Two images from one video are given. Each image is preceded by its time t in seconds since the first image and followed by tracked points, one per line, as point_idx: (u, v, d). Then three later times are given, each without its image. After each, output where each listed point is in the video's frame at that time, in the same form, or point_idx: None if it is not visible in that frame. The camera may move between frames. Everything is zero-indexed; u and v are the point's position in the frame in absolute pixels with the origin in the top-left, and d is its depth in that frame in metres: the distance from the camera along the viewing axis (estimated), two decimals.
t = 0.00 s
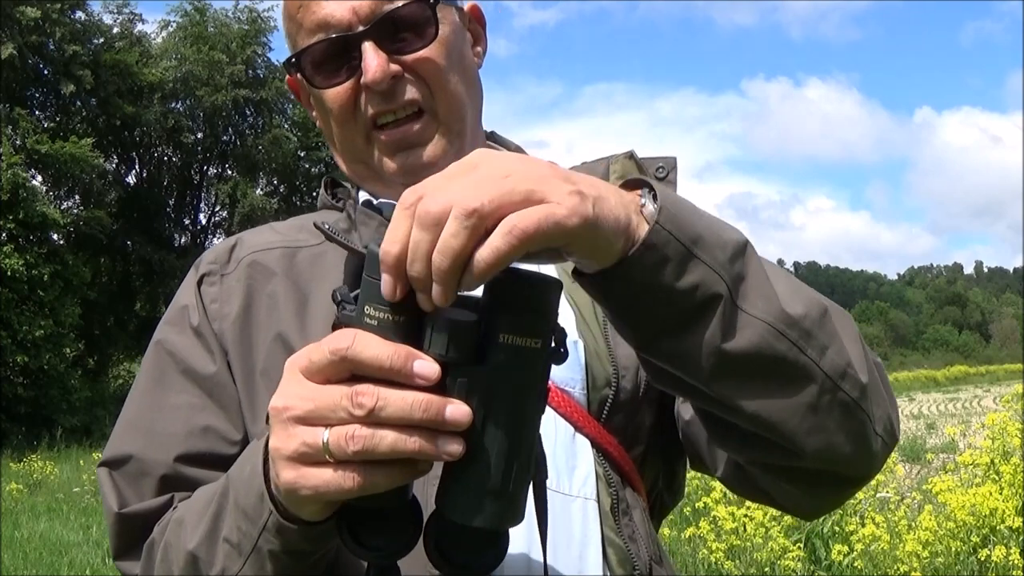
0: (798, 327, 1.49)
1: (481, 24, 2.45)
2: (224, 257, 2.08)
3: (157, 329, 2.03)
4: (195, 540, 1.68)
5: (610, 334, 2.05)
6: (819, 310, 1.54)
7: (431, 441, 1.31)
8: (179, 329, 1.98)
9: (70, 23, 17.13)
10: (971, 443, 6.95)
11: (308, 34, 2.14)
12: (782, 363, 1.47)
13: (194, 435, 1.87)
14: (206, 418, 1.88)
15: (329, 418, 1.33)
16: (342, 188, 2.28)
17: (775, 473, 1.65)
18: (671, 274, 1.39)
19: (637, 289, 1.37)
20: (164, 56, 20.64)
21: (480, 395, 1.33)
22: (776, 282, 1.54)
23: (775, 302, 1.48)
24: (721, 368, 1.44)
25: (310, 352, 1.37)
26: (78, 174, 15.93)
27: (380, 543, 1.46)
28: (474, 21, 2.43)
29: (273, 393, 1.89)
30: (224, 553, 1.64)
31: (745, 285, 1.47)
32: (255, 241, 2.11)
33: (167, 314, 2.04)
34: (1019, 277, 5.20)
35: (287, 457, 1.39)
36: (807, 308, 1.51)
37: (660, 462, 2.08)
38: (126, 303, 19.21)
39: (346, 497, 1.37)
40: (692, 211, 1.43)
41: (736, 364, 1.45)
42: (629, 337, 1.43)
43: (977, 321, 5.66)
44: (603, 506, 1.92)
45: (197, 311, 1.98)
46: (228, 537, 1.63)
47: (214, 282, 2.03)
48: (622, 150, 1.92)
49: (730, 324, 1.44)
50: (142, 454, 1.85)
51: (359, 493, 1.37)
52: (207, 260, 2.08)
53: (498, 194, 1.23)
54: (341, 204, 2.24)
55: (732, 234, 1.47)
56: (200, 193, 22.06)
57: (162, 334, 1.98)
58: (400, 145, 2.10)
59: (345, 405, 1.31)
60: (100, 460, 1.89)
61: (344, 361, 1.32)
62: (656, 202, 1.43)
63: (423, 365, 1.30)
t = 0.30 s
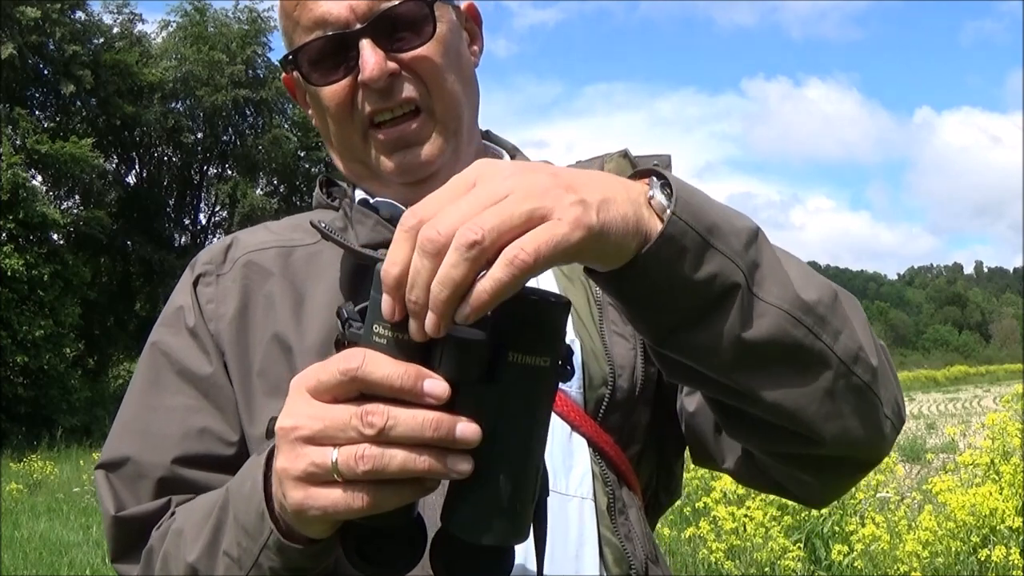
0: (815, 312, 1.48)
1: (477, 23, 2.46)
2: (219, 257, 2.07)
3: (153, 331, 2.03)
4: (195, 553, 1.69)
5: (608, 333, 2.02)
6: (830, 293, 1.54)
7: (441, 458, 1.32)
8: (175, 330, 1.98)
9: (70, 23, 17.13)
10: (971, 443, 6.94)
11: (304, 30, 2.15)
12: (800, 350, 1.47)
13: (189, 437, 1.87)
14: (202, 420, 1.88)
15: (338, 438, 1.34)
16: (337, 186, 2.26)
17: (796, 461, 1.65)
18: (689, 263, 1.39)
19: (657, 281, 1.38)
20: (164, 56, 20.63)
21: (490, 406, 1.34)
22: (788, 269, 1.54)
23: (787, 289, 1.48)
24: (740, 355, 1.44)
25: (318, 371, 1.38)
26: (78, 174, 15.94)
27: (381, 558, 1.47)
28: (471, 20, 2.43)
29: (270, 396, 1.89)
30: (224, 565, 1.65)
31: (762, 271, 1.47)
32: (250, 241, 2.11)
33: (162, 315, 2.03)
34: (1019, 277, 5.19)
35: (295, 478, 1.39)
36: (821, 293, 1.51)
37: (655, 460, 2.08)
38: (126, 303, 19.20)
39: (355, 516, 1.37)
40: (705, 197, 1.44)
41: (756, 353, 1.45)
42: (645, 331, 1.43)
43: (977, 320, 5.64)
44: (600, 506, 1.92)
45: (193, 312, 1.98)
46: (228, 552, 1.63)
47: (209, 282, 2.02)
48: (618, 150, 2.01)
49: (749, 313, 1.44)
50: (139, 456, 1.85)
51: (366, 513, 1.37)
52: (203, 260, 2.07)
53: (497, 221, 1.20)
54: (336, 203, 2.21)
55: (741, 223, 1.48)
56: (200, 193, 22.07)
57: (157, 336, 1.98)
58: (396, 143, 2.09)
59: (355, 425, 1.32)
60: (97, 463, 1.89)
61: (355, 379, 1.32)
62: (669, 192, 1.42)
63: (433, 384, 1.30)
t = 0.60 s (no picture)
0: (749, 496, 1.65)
1: (480, 27, 2.46)
2: (216, 258, 2.07)
3: (150, 335, 2.03)
4: (183, 554, 1.70)
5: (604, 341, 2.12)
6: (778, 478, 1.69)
7: (388, 412, 1.33)
8: (170, 334, 1.98)
9: (70, 23, 17.13)
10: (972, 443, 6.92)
11: (309, 23, 2.15)
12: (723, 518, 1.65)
13: (185, 441, 1.87)
14: (199, 424, 1.88)
15: (289, 410, 1.38)
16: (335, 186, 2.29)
17: None
18: (654, 436, 1.56)
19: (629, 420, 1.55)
20: (164, 56, 20.61)
21: (436, 361, 1.37)
22: (751, 437, 1.70)
23: (738, 468, 1.64)
24: (671, 516, 1.64)
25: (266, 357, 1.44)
26: (79, 174, 15.95)
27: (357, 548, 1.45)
28: (474, 24, 2.44)
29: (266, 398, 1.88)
30: (211, 565, 1.66)
31: (720, 453, 1.63)
32: (247, 243, 2.11)
33: (159, 318, 2.04)
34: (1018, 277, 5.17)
35: (256, 462, 1.43)
36: (764, 479, 1.67)
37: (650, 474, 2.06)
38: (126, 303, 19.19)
39: (315, 488, 1.39)
40: (693, 371, 1.58)
41: (687, 522, 1.65)
42: (608, 463, 1.62)
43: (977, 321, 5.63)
44: (595, 509, 1.93)
45: (188, 315, 1.98)
46: (213, 552, 1.64)
47: (206, 283, 2.02)
48: (626, 154, 2.14)
49: (691, 489, 1.62)
50: (137, 460, 1.86)
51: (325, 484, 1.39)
52: (199, 262, 2.07)
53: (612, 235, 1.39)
54: (334, 203, 2.25)
55: (722, 402, 1.62)
56: (200, 193, 22.07)
57: (154, 340, 1.99)
58: (396, 135, 2.06)
59: (302, 390, 1.36)
60: (95, 468, 1.90)
61: (296, 346, 1.38)
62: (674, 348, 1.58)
63: (372, 337, 1.36)
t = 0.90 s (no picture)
0: (733, 559, 1.70)
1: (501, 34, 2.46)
2: (220, 254, 2.07)
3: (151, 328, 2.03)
4: (181, 536, 1.68)
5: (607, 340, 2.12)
6: (764, 538, 1.74)
7: (394, 350, 1.34)
8: (172, 327, 1.98)
9: (70, 23, 17.14)
10: (971, 443, 6.94)
11: (340, 12, 2.12)
12: None
13: (188, 435, 1.87)
14: (202, 418, 1.88)
15: (297, 359, 1.40)
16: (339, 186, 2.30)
17: None
18: (647, 513, 1.57)
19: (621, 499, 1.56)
20: (164, 56, 20.61)
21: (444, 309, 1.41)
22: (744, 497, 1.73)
23: (729, 538, 1.68)
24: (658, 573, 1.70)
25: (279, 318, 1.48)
26: (78, 174, 15.94)
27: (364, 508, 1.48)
28: (497, 33, 2.44)
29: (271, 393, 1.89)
30: (209, 547, 1.65)
31: (712, 527, 1.67)
32: (251, 239, 2.11)
33: (161, 313, 2.04)
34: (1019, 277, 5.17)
35: (264, 419, 1.43)
36: (751, 543, 1.71)
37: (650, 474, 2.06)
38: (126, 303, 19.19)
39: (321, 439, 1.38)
40: (689, 447, 1.58)
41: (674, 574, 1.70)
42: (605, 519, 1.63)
43: (977, 321, 5.64)
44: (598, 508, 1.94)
45: (192, 310, 1.98)
46: (212, 532, 1.63)
47: (210, 279, 2.03)
48: (632, 162, 2.20)
49: (680, 551, 1.67)
50: (137, 453, 1.85)
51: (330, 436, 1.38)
52: (204, 257, 2.06)
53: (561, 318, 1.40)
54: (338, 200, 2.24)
55: (720, 475, 1.63)
56: (200, 193, 22.07)
57: (155, 335, 1.98)
58: (416, 134, 2.06)
59: (310, 337, 1.38)
60: (95, 460, 1.89)
61: (306, 296, 1.41)
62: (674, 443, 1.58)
63: (381, 284, 1.40)
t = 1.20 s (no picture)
0: (737, 514, 1.70)
1: (506, 40, 2.47)
2: (227, 255, 2.07)
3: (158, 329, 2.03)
4: (194, 538, 1.69)
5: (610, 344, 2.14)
6: (768, 499, 1.74)
7: (412, 417, 1.37)
8: (179, 328, 1.99)
9: (70, 23, 17.14)
10: (971, 443, 6.94)
11: (347, 14, 2.12)
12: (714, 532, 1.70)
13: (194, 435, 1.87)
14: (208, 418, 1.89)
15: (310, 419, 1.39)
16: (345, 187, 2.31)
17: None
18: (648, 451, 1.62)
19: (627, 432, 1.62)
20: (164, 56, 20.62)
21: (458, 367, 1.43)
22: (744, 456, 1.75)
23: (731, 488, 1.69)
24: (665, 528, 1.69)
25: (279, 359, 1.43)
26: (78, 174, 15.94)
27: (380, 532, 1.54)
28: (502, 37, 2.44)
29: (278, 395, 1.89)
30: (223, 550, 1.66)
31: (713, 474, 1.68)
32: (257, 240, 2.11)
33: (168, 313, 2.05)
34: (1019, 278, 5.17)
35: (280, 464, 1.44)
36: (754, 497, 1.72)
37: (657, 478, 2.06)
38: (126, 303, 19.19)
39: (340, 491, 1.42)
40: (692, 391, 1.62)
41: (685, 533, 1.69)
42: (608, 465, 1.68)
43: (977, 322, 5.64)
44: (598, 508, 1.95)
45: (199, 311, 1.99)
46: (225, 535, 1.64)
47: (217, 280, 2.03)
48: (635, 164, 2.20)
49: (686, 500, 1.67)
50: (144, 453, 1.86)
51: (349, 487, 1.42)
52: (210, 258, 2.07)
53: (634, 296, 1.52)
54: (345, 202, 2.25)
55: (719, 422, 1.67)
56: (200, 193, 22.06)
57: (162, 334, 1.99)
58: (422, 137, 2.06)
59: (323, 401, 1.37)
60: (102, 459, 1.90)
61: (312, 357, 1.37)
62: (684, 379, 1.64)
63: (392, 349, 1.37)
